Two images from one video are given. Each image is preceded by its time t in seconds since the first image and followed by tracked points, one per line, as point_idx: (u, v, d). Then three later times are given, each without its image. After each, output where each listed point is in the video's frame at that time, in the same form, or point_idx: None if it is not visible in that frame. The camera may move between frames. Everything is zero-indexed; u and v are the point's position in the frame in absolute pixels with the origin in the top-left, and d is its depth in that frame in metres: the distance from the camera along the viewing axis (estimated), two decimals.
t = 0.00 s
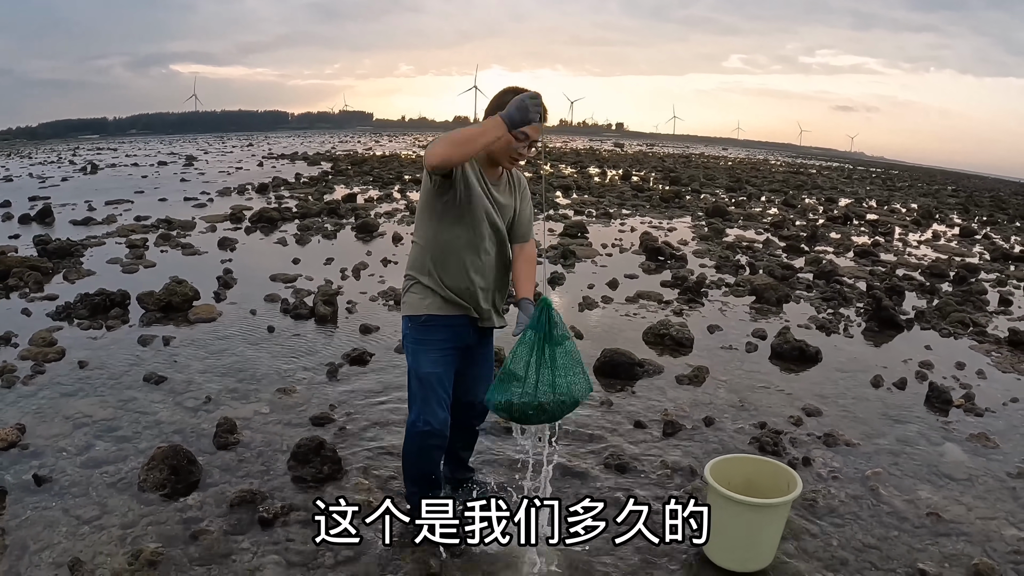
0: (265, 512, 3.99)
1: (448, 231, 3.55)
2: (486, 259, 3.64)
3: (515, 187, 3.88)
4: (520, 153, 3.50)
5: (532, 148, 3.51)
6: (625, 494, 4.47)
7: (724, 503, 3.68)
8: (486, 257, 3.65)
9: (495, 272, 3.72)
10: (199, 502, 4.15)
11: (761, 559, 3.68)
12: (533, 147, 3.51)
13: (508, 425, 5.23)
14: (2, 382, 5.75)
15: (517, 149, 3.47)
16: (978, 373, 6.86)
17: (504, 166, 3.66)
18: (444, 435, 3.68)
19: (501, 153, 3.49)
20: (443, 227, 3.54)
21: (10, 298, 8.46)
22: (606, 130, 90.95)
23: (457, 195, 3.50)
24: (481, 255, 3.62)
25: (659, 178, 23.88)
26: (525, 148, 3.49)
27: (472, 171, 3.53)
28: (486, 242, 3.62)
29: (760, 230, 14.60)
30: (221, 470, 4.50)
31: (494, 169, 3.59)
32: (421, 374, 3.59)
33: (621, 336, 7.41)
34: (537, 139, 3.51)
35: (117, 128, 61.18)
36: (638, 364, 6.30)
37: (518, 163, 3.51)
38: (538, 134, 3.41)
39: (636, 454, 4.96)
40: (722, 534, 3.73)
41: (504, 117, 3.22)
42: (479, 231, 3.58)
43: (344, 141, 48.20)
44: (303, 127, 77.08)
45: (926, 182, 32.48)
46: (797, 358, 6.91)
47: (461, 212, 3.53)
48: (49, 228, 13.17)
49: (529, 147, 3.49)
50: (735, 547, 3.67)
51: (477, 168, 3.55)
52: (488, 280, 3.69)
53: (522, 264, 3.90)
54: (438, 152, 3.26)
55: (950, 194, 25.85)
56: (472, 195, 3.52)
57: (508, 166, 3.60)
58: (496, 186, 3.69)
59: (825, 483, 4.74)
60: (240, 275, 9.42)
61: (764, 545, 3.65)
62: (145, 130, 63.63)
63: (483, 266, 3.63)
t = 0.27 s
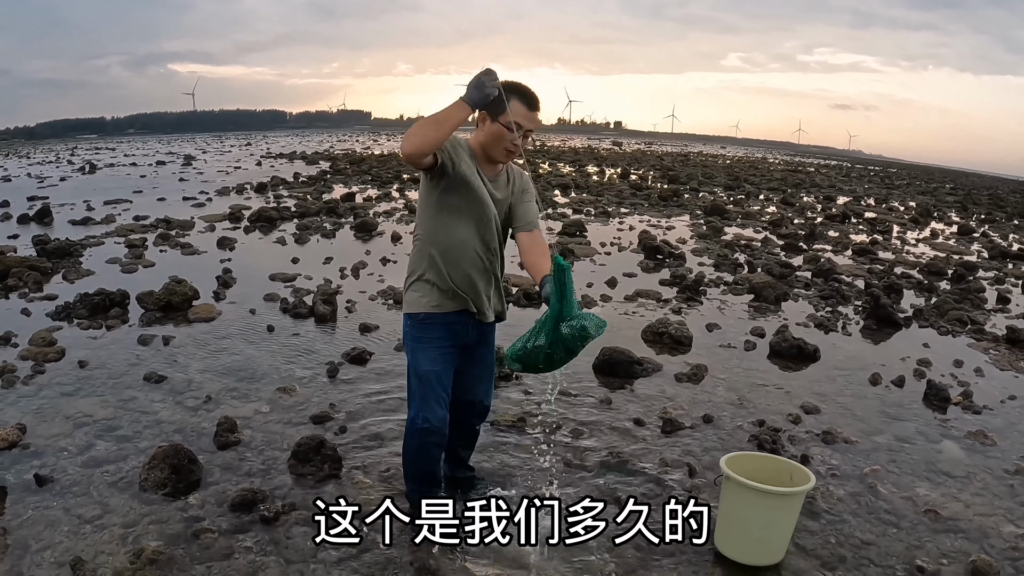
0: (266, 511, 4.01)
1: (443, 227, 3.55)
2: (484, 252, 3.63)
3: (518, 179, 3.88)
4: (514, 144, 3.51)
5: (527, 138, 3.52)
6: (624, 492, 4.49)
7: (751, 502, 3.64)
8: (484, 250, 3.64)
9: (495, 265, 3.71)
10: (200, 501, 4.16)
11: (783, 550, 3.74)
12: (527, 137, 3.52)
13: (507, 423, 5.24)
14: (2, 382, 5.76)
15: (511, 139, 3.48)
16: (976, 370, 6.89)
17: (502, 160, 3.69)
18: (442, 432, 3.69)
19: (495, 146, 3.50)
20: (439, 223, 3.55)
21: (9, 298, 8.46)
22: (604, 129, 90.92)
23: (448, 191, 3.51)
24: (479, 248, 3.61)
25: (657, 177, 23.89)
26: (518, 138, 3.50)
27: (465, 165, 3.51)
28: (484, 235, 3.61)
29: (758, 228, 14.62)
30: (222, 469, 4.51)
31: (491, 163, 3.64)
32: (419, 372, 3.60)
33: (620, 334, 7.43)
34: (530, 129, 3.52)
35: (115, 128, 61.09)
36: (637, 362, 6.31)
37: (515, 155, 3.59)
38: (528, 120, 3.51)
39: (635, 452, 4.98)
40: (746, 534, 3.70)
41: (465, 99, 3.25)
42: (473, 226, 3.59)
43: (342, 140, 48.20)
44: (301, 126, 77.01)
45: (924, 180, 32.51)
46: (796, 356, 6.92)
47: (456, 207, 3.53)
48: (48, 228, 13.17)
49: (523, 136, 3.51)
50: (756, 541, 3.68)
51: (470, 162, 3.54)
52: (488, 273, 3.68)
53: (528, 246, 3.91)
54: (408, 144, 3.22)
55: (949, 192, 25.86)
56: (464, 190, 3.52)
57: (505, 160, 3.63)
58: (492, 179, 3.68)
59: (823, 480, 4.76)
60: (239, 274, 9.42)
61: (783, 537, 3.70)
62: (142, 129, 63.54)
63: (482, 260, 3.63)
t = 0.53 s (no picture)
0: (267, 510, 4.01)
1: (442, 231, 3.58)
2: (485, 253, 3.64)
3: (520, 176, 3.89)
4: (504, 140, 3.51)
5: (516, 131, 3.51)
6: (624, 491, 4.50)
7: (780, 514, 3.60)
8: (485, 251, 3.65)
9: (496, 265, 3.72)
10: (201, 501, 4.16)
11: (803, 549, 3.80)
12: (516, 130, 3.51)
13: (507, 422, 5.25)
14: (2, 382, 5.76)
15: (499, 134, 3.49)
16: (975, 368, 6.91)
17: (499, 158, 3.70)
18: (444, 432, 3.71)
19: (486, 144, 3.52)
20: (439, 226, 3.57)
21: (9, 298, 8.46)
22: (603, 127, 90.89)
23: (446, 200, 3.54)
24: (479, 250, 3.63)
25: (656, 175, 23.88)
26: (507, 132, 3.49)
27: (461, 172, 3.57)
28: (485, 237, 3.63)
29: (757, 227, 14.63)
30: (223, 469, 4.52)
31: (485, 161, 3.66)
32: (422, 371, 3.61)
33: (619, 333, 7.44)
34: (518, 121, 3.50)
35: (113, 128, 61.00)
36: (636, 360, 6.33)
37: (508, 149, 3.58)
38: (515, 112, 3.49)
39: (634, 451, 4.99)
40: (774, 544, 3.68)
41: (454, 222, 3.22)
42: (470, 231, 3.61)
43: (340, 139, 48.20)
44: (299, 125, 76.96)
45: (922, 178, 32.53)
46: (795, 354, 6.93)
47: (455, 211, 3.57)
48: (46, 228, 13.15)
49: (512, 130, 3.50)
50: (778, 543, 3.69)
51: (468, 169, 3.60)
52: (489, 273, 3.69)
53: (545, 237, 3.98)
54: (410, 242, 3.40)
55: (947, 190, 25.88)
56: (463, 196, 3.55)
57: (499, 155, 3.63)
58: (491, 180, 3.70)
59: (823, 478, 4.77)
60: (238, 274, 9.42)
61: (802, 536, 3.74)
62: (141, 129, 63.47)
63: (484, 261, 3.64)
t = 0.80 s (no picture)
0: (268, 510, 4.01)
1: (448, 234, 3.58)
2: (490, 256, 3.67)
3: (519, 171, 3.89)
4: (484, 124, 3.54)
5: (493, 111, 3.54)
6: (623, 490, 4.51)
7: (811, 517, 3.62)
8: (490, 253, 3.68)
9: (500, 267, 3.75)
10: (202, 501, 4.17)
11: (820, 545, 3.87)
12: (493, 110, 3.54)
13: (507, 421, 5.26)
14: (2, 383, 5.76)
15: (477, 120, 3.52)
16: (974, 367, 6.92)
17: (491, 151, 3.72)
18: (446, 432, 3.71)
19: (468, 134, 3.56)
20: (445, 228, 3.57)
21: (7, 299, 8.46)
22: (601, 127, 90.86)
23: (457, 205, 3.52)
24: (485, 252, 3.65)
25: (655, 175, 23.88)
26: (484, 115, 3.53)
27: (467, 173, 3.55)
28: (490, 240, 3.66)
29: (756, 226, 14.64)
30: (224, 469, 4.52)
31: (477, 157, 3.68)
32: (424, 373, 3.61)
33: (619, 332, 7.45)
34: (492, 102, 3.54)
35: (110, 128, 60.92)
36: (636, 359, 6.33)
37: (494, 134, 3.58)
38: (486, 95, 3.54)
39: (634, 450, 5.00)
40: (801, 547, 3.69)
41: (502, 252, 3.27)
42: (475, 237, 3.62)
43: (338, 140, 48.07)
44: (298, 125, 76.89)
45: (921, 177, 32.56)
46: (795, 353, 6.94)
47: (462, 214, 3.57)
48: (45, 228, 13.14)
49: (489, 111, 3.54)
50: (805, 545, 3.71)
51: (473, 170, 3.60)
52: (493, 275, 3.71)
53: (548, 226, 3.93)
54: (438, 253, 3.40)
55: (945, 189, 25.91)
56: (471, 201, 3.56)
57: (491, 145, 3.65)
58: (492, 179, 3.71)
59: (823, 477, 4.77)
60: (237, 274, 9.41)
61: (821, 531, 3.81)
62: (138, 129, 63.39)
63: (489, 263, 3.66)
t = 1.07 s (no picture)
0: (269, 511, 4.02)
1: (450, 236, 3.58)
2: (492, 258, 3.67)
3: (519, 172, 3.88)
4: (481, 119, 3.53)
5: (489, 106, 3.53)
6: (624, 491, 4.52)
7: (840, 506, 3.68)
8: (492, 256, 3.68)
9: (502, 270, 3.75)
10: (203, 502, 4.17)
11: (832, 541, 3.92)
12: (488, 105, 3.53)
13: (507, 422, 5.27)
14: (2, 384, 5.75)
15: (472, 117, 3.52)
16: (973, 366, 6.93)
17: (490, 149, 3.71)
18: (449, 435, 3.72)
19: (466, 132, 3.55)
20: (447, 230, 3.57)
21: (6, 300, 8.45)
22: (600, 126, 90.87)
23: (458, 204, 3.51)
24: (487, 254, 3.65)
25: (653, 174, 23.90)
26: (479, 110, 3.52)
27: (466, 172, 3.55)
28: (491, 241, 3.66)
29: (755, 226, 14.64)
30: (224, 470, 4.52)
31: (475, 156, 3.67)
32: (428, 375, 3.62)
33: (619, 332, 7.46)
34: (487, 97, 3.54)
35: (109, 128, 60.86)
36: (636, 359, 6.34)
37: (491, 130, 3.57)
38: (480, 92, 3.55)
39: (635, 450, 5.01)
40: (826, 539, 3.73)
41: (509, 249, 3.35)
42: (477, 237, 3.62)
43: (337, 140, 48.04)
44: (296, 125, 76.84)
45: (919, 176, 32.58)
46: (794, 353, 6.95)
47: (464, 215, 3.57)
48: (44, 229, 13.13)
49: (484, 106, 3.53)
50: (828, 536, 3.75)
51: (472, 169, 3.59)
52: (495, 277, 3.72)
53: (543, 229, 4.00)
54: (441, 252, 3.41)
55: (944, 188, 25.93)
56: (472, 201, 3.56)
57: (490, 142, 3.62)
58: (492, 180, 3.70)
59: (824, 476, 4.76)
60: (237, 275, 9.41)
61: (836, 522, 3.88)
62: (137, 130, 63.32)
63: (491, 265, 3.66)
